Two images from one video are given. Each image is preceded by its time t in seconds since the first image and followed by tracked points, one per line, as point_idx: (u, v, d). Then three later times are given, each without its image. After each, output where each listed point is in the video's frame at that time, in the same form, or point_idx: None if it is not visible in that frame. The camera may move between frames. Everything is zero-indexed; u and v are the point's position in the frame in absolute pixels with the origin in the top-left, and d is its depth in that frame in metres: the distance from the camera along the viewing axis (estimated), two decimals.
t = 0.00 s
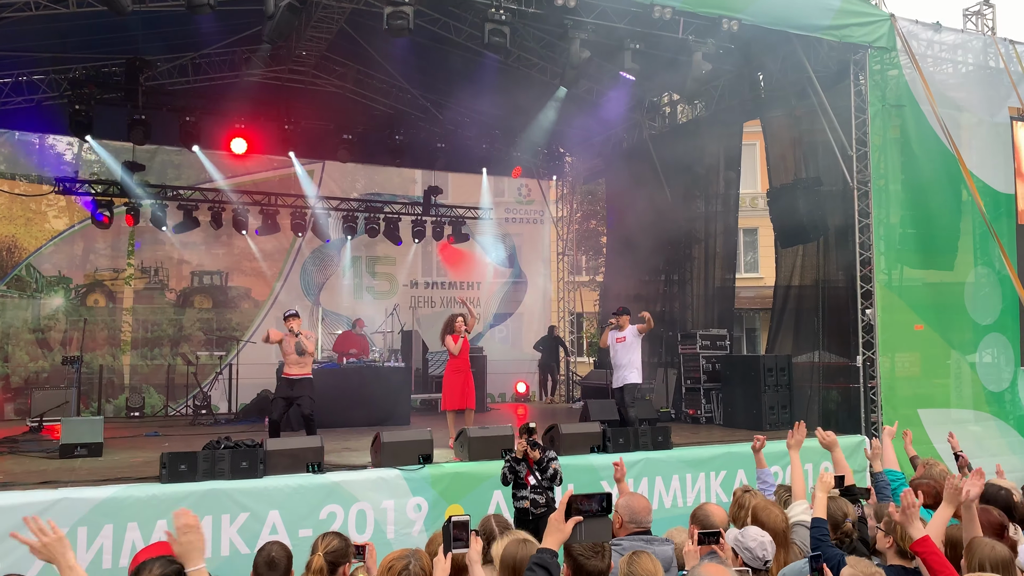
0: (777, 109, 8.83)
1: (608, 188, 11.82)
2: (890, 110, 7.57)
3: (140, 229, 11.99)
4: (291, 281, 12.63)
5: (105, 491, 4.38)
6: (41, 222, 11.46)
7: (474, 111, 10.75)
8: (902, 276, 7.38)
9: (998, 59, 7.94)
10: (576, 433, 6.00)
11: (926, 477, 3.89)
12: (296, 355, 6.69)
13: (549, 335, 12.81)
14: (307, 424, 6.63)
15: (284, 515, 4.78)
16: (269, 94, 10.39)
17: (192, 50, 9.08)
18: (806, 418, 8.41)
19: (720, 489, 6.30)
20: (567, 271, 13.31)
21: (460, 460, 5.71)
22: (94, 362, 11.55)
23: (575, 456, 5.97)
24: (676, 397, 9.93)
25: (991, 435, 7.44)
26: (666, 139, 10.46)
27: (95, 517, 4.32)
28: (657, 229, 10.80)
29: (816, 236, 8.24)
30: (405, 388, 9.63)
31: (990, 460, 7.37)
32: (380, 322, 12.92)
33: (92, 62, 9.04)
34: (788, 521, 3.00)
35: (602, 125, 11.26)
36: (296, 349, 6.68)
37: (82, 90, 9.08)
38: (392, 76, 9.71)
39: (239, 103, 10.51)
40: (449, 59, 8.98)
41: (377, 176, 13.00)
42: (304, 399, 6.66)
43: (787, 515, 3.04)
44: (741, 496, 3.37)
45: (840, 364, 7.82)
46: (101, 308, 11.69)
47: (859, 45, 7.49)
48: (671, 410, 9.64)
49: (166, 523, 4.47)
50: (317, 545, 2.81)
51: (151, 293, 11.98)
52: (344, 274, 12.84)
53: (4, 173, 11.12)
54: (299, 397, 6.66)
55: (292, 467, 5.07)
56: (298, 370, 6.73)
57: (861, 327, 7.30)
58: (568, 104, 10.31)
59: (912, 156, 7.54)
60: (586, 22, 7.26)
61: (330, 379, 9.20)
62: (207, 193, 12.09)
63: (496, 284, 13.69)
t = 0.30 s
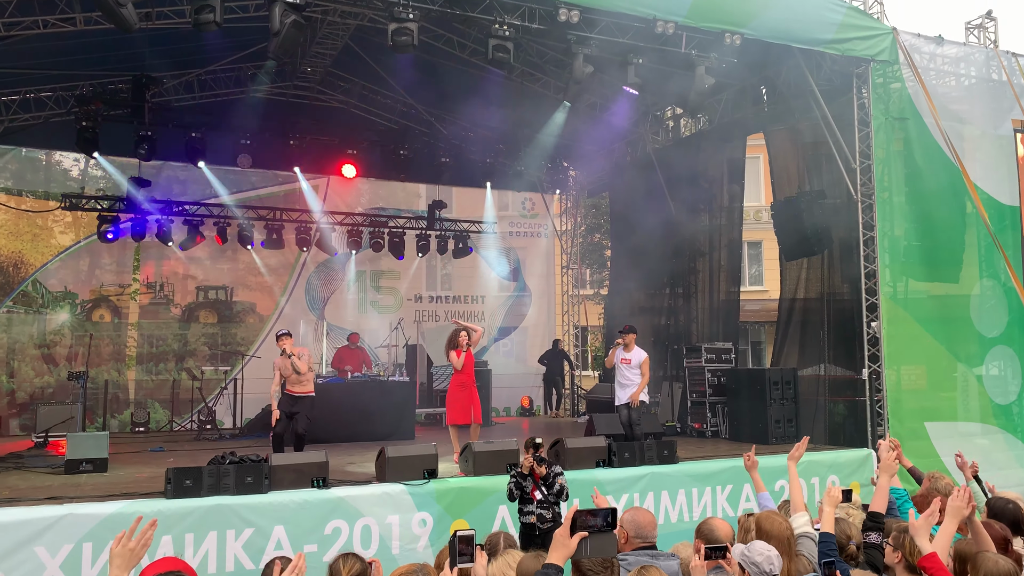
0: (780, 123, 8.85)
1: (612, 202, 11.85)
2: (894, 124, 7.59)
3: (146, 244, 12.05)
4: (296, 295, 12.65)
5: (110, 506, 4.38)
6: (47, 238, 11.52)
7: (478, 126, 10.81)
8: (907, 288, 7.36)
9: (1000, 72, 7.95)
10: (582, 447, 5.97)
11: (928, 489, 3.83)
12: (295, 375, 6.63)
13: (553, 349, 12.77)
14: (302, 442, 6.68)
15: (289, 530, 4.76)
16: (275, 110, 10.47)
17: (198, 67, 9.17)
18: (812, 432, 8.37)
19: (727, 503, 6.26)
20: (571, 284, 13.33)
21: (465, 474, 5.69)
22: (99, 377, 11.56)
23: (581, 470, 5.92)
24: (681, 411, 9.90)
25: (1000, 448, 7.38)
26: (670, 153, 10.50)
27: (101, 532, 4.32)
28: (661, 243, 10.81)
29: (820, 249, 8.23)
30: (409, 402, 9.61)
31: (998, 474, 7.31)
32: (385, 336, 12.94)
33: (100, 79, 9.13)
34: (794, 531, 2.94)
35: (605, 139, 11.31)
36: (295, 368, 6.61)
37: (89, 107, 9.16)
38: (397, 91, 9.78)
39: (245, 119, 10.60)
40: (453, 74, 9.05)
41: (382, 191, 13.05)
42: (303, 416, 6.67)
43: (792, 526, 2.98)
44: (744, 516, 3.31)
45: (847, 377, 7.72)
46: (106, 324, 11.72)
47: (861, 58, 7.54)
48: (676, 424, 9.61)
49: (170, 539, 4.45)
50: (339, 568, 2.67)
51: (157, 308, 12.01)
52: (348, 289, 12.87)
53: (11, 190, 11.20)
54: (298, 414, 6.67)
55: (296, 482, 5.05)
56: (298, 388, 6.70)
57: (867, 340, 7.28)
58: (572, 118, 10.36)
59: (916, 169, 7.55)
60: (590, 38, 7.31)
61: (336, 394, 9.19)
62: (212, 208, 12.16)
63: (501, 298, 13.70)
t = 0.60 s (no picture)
0: (783, 136, 8.88)
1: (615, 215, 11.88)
2: (897, 136, 7.62)
3: (151, 258, 12.12)
4: (300, 309, 12.69)
5: (114, 521, 4.38)
6: (53, 252, 11.59)
7: (483, 140, 10.87)
8: (912, 301, 7.36)
9: (1003, 84, 7.98)
10: (586, 461, 5.96)
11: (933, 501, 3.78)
12: (311, 376, 6.69)
13: (558, 362, 12.71)
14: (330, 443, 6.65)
15: (294, 545, 4.75)
16: (281, 124, 10.55)
17: (204, 82, 9.25)
18: (818, 445, 8.34)
19: (733, 517, 6.22)
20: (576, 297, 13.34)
21: (470, 487, 5.68)
22: (105, 392, 11.58)
23: (586, 484, 5.91)
24: (687, 424, 9.88)
25: (1007, 461, 7.32)
26: (673, 166, 10.54)
27: (105, 547, 4.31)
28: (665, 255, 10.80)
29: (824, 262, 8.24)
30: (413, 416, 9.60)
31: (1005, 487, 7.25)
32: (389, 350, 12.95)
33: (107, 95, 9.22)
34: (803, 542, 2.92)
35: (609, 153, 11.36)
36: (311, 369, 6.69)
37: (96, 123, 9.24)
38: (401, 106, 9.85)
39: (251, 133, 10.68)
40: (457, 88, 9.12)
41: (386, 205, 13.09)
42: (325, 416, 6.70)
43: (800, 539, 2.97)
44: (754, 525, 3.31)
45: (853, 391, 7.75)
46: (112, 338, 11.76)
47: (864, 71, 7.58)
48: (681, 437, 9.58)
49: (175, 553, 4.45)
50: None
51: (162, 322, 12.05)
52: (353, 302, 12.90)
53: (18, 205, 11.29)
54: (320, 415, 6.68)
55: (301, 496, 5.05)
56: (314, 390, 6.73)
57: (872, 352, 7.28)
58: (575, 131, 10.41)
59: (919, 181, 7.56)
60: (593, 52, 7.35)
61: (341, 407, 9.21)
62: (218, 223, 12.24)
63: (504, 311, 13.69)
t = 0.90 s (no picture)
0: (786, 146, 8.90)
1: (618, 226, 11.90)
2: (899, 146, 7.67)
3: (156, 270, 12.17)
4: (304, 320, 12.74)
5: (118, 533, 4.38)
6: (58, 264, 11.64)
7: (486, 152, 10.91)
8: (916, 310, 7.36)
9: (1006, 93, 7.99)
10: (590, 472, 5.93)
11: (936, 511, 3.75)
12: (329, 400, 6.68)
13: (562, 374, 12.60)
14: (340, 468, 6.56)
15: (297, 556, 4.74)
16: (285, 136, 10.60)
17: (209, 95, 9.32)
18: (823, 456, 8.27)
19: (738, 528, 6.20)
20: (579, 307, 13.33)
21: (474, 500, 5.63)
22: (108, 403, 11.59)
23: (590, 495, 5.87)
24: (690, 435, 9.86)
25: (1014, 472, 7.25)
26: (675, 176, 10.56)
27: (108, 559, 4.31)
28: (669, 266, 10.79)
29: (828, 272, 8.22)
30: (417, 427, 9.58)
31: (1012, 498, 7.18)
32: (393, 361, 12.96)
33: (112, 108, 9.28)
34: (806, 553, 2.92)
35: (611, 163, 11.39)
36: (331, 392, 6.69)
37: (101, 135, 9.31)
38: (405, 118, 9.91)
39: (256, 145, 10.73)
40: (460, 100, 9.18)
41: (390, 217, 13.17)
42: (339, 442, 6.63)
43: (803, 549, 2.96)
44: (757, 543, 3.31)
45: (859, 401, 7.62)
46: (116, 349, 11.78)
47: (865, 82, 7.63)
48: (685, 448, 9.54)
49: (179, 565, 4.45)
50: None
51: (166, 334, 12.07)
52: (356, 313, 12.92)
53: (24, 218, 11.40)
54: (333, 441, 6.62)
55: (304, 508, 5.01)
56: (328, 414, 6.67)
57: (876, 364, 7.31)
58: (578, 141, 10.45)
59: (923, 191, 7.57)
60: (595, 64, 7.37)
61: (345, 417, 9.21)
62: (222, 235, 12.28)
63: (508, 322, 13.75)
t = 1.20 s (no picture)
0: (788, 153, 8.90)
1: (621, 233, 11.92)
2: (901, 153, 7.65)
3: (158, 277, 12.19)
4: (307, 327, 12.74)
5: (119, 541, 4.37)
6: (61, 272, 11.67)
7: (488, 159, 10.94)
8: (920, 317, 7.33)
9: (1007, 100, 8.02)
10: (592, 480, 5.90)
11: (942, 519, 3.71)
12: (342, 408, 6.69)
13: (564, 381, 12.72)
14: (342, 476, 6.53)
15: (299, 565, 4.74)
16: (288, 144, 10.64)
17: (212, 103, 9.34)
18: (826, 463, 8.23)
19: (741, 536, 6.17)
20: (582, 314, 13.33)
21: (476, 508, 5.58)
22: (111, 411, 11.59)
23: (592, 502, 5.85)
24: (693, 442, 9.84)
25: (1018, 479, 7.24)
26: (677, 183, 10.58)
27: (110, 567, 4.30)
28: (671, 272, 10.78)
29: (830, 279, 8.22)
30: (419, 435, 9.57)
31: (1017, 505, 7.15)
32: (396, 368, 12.95)
33: (115, 117, 9.31)
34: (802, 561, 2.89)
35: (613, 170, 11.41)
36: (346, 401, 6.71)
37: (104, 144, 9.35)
38: (408, 126, 9.95)
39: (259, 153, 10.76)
40: (462, 107, 9.21)
41: (392, 224, 13.14)
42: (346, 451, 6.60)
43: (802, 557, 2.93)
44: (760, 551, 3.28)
45: (861, 408, 7.67)
46: (118, 357, 11.79)
47: (867, 89, 7.63)
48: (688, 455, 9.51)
49: (181, 573, 4.45)
50: None
51: (168, 341, 12.07)
52: (359, 320, 12.94)
53: (27, 225, 11.42)
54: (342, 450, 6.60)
55: (307, 515, 5.01)
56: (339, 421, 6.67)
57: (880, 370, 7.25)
58: (579, 148, 10.47)
59: (925, 197, 7.56)
60: (597, 71, 7.39)
61: (346, 424, 9.18)
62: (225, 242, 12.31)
63: (510, 330, 13.69)
